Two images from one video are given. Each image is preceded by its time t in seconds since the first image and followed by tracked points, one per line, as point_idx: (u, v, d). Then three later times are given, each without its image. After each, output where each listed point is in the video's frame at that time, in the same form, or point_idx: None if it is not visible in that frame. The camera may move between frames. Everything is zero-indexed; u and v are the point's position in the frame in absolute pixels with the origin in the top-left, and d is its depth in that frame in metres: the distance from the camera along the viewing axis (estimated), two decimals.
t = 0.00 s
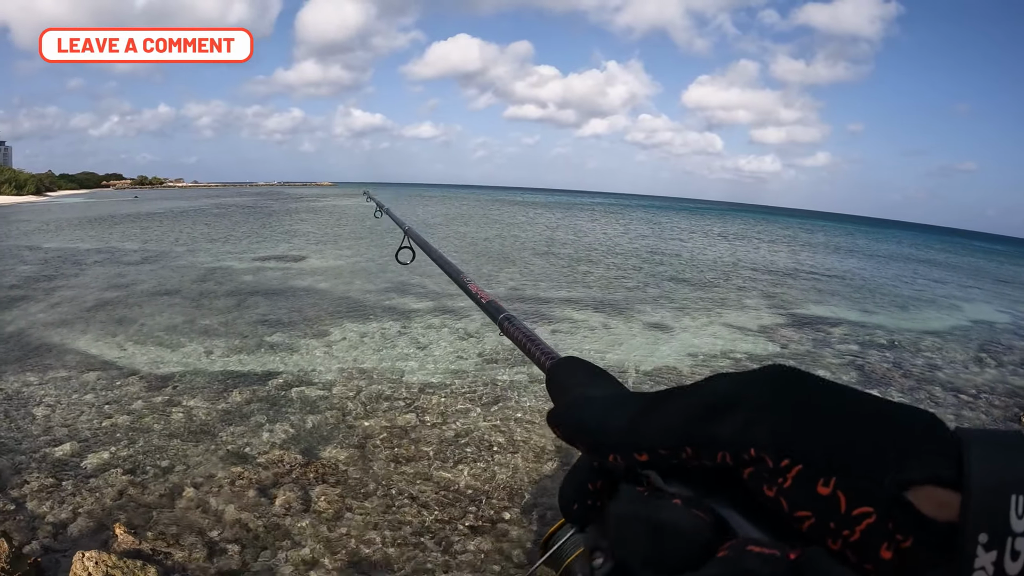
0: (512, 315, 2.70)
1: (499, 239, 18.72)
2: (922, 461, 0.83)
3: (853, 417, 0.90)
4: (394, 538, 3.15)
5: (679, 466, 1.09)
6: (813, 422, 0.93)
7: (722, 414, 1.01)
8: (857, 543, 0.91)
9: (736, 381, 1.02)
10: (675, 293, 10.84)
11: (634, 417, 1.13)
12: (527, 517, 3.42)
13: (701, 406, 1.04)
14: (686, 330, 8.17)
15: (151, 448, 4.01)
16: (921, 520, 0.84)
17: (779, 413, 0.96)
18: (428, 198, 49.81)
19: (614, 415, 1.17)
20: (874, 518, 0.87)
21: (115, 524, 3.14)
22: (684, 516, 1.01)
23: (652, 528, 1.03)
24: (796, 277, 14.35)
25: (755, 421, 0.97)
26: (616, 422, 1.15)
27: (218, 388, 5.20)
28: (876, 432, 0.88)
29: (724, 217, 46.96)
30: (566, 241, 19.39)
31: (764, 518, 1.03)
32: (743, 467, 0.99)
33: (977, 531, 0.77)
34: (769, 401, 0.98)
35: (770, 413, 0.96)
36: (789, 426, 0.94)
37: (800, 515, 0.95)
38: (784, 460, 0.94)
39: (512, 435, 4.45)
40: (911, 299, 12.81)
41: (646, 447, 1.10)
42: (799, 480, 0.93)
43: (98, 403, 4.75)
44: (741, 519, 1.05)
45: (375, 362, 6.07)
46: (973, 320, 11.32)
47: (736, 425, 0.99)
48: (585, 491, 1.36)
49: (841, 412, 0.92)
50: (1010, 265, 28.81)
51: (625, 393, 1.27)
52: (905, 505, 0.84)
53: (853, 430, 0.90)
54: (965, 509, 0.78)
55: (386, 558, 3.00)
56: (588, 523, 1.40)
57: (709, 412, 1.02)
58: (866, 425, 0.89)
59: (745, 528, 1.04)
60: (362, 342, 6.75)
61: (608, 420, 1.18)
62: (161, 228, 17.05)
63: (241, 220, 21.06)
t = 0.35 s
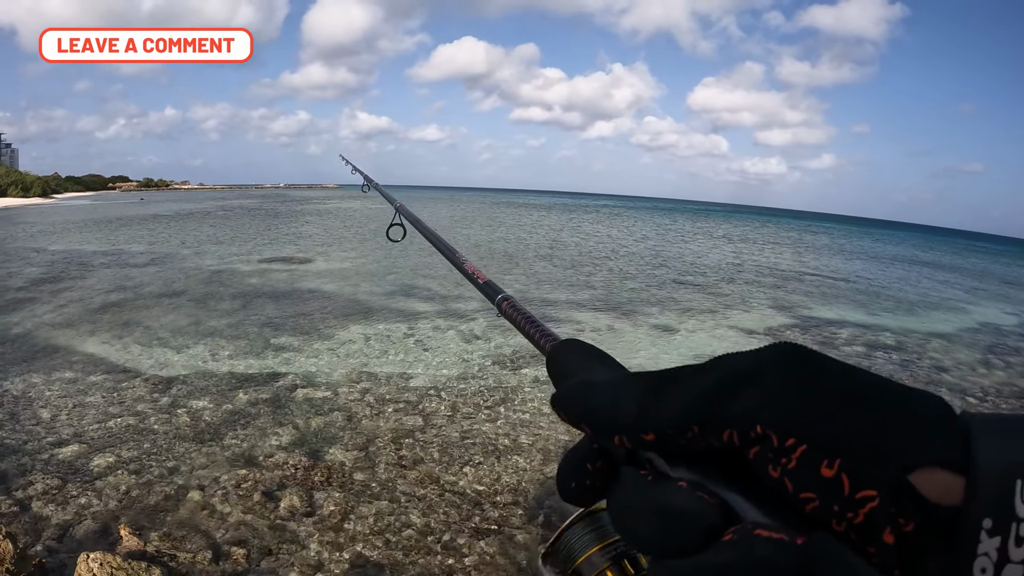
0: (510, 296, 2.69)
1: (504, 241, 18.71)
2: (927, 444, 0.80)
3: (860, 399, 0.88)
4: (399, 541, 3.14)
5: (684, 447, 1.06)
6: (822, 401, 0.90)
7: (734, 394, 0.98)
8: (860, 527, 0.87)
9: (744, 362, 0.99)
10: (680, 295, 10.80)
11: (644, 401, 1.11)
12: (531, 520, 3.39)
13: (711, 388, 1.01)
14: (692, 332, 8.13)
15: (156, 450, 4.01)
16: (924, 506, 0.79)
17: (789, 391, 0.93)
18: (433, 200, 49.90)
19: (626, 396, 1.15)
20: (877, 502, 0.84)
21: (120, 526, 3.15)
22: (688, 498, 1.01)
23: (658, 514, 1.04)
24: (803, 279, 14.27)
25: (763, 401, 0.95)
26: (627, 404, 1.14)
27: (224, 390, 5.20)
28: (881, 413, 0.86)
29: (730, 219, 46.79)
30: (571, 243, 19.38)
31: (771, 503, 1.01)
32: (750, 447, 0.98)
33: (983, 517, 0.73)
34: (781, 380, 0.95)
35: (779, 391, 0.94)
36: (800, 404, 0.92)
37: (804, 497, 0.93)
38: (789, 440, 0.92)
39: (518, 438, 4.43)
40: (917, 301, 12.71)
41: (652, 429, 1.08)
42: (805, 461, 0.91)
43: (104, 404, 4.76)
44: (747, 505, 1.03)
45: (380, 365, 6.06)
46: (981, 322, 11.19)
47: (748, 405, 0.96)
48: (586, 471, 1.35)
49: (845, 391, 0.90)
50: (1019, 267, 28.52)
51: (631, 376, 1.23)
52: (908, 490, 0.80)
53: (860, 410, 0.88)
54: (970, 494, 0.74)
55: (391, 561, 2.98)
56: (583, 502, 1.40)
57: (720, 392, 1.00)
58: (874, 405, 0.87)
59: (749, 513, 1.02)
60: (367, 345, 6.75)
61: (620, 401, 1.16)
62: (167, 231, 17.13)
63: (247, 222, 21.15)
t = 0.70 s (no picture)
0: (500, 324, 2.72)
1: (509, 242, 18.72)
2: (911, 462, 0.76)
3: (847, 419, 0.85)
4: (407, 543, 3.12)
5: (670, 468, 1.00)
6: (808, 421, 0.87)
7: (719, 412, 0.94)
8: (846, 546, 0.81)
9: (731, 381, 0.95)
10: (686, 296, 10.75)
11: (627, 418, 1.07)
12: (538, 522, 3.37)
13: (696, 407, 0.97)
14: (698, 334, 8.09)
15: (163, 451, 4.01)
16: (913, 526, 0.75)
17: (774, 408, 0.90)
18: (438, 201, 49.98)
19: (610, 415, 1.11)
20: (863, 520, 0.79)
21: (127, 528, 3.14)
22: (672, 516, 0.93)
23: (642, 532, 0.96)
24: (809, 280, 14.19)
25: (747, 419, 0.91)
26: (610, 423, 1.09)
27: (231, 391, 5.21)
28: (868, 433, 0.82)
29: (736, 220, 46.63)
30: (576, 244, 19.35)
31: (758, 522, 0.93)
32: (736, 466, 0.92)
33: (969, 534, 0.70)
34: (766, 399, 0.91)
35: (763, 409, 0.90)
36: (785, 423, 0.88)
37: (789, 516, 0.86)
38: (774, 457, 0.87)
39: (525, 440, 4.41)
40: (924, 302, 12.62)
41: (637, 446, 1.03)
42: (791, 479, 0.85)
43: (112, 405, 4.78)
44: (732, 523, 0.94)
45: (387, 366, 6.06)
46: (989, 324, 11.10)
47: (732, 422, 0.92)
48: (569, 493, 1.25)
49: (830, 411, 0.87)
50: None
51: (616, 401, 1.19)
52: (895, 508, 0.76)
53: (849, 431, 0.83)
54: (956, 513, 0.71)
55: (399, 563, 2.97)
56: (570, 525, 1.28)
57: (705, 411, 0.96)
58: (861, 426, 0.83)
59: (735, 532, 0.92)
60: (373, 346, 6.75)
61: (604, 420, 1.11)
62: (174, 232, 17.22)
63: (253, 223, 21.23)
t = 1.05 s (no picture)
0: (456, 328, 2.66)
1: (513, 242, 18.75)
2: (892, 479, 0.73)
3: (823, 436, 0.79)
4: (413, 543, 3.12)
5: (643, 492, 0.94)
6: (785, 441, 0.81)
7: (689, 433, 0.87)
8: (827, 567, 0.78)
9: (702, 400, 0.89)
10: (691, 296, 10.74)
11: (595, 440, 1.00)
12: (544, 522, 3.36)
13: (665, 428, 0.90)
14: (703, 334, 8.06)
15: (168, 451, 4.02)
16: (894, 542, 0.73)
17: (747, 428, 0.83)
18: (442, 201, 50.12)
19: (577, 436, 1.04)
20: (845, 540, 0.76)
21: (132, 527, 3.14)
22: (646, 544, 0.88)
23: (614, 559, 0.92)
24: (814, 281, 14.16)
25: (719, 439, 0.84)
26: (577, 445, 1.02)
27: (236, 390, 5.23)
28: (846, 451, 0.77)
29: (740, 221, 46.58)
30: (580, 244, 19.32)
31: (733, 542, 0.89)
32: (708, 488, 0.85)
33: (953, 550, 0.68)
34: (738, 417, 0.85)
35: (735, 429, 0.84)
36: (759, 443, 0.82)
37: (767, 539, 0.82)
38: (749, 480, 0.81)
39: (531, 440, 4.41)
40: (930, 303, 12.54)
41: (607, 471, 0.96)
42: (766, 501, 0.80)
43: (117, 404, 4.79)
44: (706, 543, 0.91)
45: (391, 366, 6.07)
46: (994, 324, 11.07)
47: (703, 445, 0.85)
48: (535, 513, 1.16)
49: (806, 429, 0.81)
50: None
51: (581, 418, 1.13)
52: (877, 527, 0.74)
53: (824, 450, 0.78)
54: (938, 529, 0.69)
55: (404, 562, 2.97)
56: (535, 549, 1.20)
57: (675, 432, 0.89)
58: (837, 443, 0.78)
59: (714, 556, 0.89)
60: (378, 345, 6.77)
61: (570, 442, 1.05)
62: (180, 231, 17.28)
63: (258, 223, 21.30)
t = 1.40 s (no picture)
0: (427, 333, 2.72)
1: (515, 241, 18.74)
2: (882, 463, 0.75)
3: (812, 424, 0.82)
4: (415, 542, 3.11)
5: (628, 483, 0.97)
6: (773, 430, 0.83)
7: (673, 425, 0.90)
8: (822, 555, 0.80)
9: (684, 390, 0.90)
10: (694, 295, 10.72)
11: (576, 434, 1.02)
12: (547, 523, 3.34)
13: (648, 420, 0.92)
14: (707, 333, 8.04)
15: (171, 449, 4.03)
16: (887, 527, 0.75)
17: (731, 418, 0.85)
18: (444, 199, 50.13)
19: (557, 430, 1.05)
20: (839, 526, 0.77)
21: (135, 526, 3.15)
22: (632, 539, 0.94)
23: (605, 558, 0.97)
24: (817, 280, 14.12)
25: (707, 428, 0.86)
26: (558, 439, 1.04)
27: (239, 389, 5.24)
28: (836, 437, 0.80)
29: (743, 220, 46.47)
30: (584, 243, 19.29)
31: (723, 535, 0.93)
32: (697, 478, 0.88)
33: (950, 531, 0.69)
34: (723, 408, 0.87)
35: (719, 420, 0.86)
36: (747, 431, 0.84)
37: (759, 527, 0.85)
38: (740, 467, 0.83)
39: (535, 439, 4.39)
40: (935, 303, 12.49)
41: (592, 464, 0.98)
42: (758, 488, 0.82)
43: (120, 402, 4.81)
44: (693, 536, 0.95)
45: (394, 364, 6.08)
46: (998, 324, 11.02)
47: (691, 434, 0.87)
48: (517, 513, 1.23)
49: (790, 419, 0.83)
50: None
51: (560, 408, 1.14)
52: (871, 512, 0.75)
53: (812, 436, 0.81)
54: (934, 510, 0.70)
55: (407, 561, 2.97)
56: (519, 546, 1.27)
57: (658, 424, 0.91)
58: (826, 429, 0.81)
59: (702, 549, 0.94)
60: (381, 344, 6.78)
61: (552, 435, 1.06)
62: (184, 229, 17.32)
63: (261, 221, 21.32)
